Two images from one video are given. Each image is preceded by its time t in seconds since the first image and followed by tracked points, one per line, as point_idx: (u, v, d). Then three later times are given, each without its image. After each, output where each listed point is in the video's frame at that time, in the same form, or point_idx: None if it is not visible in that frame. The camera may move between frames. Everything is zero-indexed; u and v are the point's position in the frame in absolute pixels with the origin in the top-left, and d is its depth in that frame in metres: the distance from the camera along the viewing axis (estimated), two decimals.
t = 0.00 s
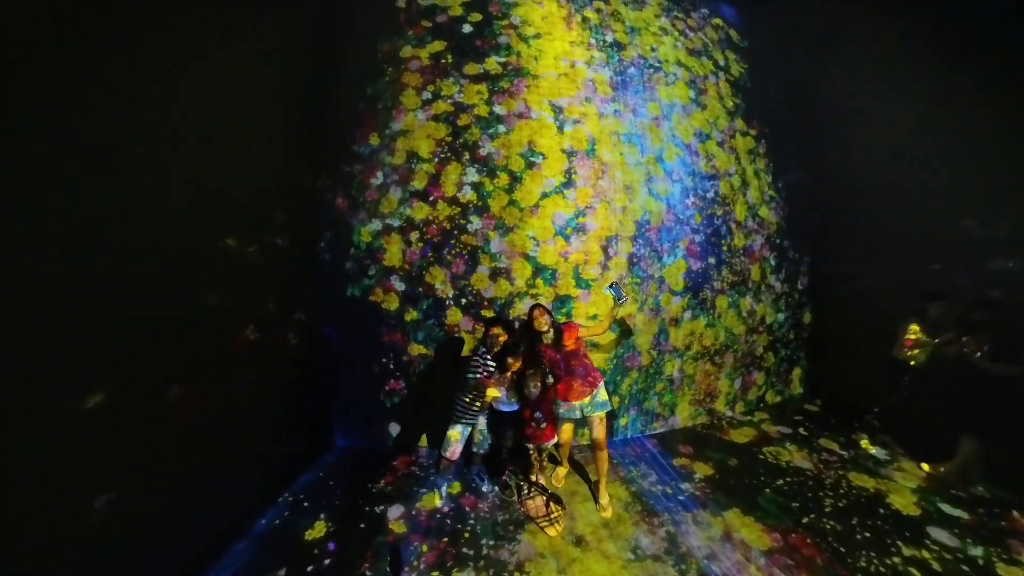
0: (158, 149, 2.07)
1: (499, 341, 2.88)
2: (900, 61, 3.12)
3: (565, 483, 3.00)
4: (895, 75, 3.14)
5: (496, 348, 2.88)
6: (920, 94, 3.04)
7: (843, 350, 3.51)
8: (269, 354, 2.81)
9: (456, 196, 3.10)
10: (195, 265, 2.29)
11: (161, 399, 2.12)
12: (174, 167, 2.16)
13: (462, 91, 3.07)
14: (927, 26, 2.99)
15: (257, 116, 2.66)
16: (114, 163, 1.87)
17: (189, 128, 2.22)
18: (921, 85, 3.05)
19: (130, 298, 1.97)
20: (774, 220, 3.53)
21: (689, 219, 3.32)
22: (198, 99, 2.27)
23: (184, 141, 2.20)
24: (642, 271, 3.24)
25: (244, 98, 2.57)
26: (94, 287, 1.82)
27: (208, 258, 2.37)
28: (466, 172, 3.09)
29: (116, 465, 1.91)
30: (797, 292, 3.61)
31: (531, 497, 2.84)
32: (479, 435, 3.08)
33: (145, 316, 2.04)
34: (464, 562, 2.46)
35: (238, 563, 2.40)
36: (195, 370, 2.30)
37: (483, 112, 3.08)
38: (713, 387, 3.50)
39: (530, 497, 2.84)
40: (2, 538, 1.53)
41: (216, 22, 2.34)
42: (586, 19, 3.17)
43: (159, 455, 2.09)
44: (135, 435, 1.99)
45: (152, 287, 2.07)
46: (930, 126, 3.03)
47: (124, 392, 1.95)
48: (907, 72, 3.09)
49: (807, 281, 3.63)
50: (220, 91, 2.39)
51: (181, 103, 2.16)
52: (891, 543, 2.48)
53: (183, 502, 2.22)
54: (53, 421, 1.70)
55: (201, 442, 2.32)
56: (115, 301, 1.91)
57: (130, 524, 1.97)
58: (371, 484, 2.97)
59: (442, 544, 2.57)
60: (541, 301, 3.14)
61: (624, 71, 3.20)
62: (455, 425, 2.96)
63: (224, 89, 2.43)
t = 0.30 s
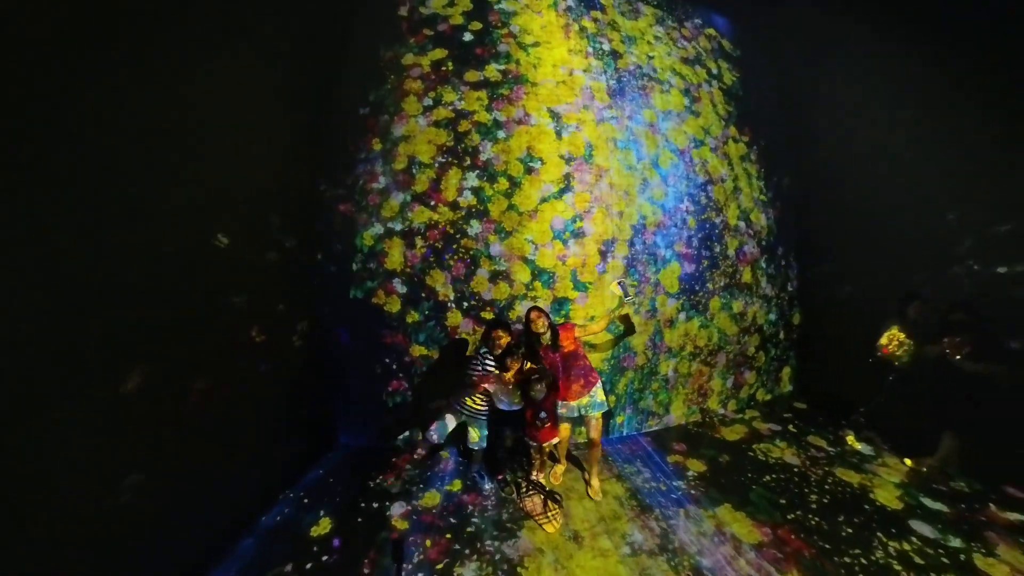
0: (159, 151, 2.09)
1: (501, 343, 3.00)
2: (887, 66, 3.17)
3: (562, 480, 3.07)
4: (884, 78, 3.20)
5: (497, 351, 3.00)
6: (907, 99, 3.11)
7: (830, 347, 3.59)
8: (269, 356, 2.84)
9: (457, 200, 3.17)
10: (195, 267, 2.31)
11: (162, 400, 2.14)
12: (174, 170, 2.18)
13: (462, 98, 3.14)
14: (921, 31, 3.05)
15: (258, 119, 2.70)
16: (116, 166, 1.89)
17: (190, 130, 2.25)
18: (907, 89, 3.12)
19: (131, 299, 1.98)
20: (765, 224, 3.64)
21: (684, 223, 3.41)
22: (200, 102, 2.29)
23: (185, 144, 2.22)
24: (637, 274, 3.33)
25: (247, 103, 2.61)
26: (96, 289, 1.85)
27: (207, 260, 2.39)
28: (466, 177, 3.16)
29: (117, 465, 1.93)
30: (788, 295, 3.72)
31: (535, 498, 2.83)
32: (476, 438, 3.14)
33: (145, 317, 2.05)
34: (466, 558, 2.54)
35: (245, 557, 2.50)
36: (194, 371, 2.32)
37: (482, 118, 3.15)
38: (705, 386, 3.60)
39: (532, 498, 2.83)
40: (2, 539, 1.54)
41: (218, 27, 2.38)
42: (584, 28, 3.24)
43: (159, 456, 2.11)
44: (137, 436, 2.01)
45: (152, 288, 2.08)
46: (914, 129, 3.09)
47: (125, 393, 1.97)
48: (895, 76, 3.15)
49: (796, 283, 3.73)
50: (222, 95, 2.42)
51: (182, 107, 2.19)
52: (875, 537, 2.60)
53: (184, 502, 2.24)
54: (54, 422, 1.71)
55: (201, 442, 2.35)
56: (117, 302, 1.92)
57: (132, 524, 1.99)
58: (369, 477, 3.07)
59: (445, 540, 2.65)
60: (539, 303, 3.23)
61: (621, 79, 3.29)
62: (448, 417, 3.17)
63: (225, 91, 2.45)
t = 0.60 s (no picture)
0: (156, 152, 2.12)
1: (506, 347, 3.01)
2: (869, 70, 3.26)
3: (563, 479, 3.15)
4: (866, 83, 3.29)
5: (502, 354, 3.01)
6: (885, 103, 3.20)
7: (819, 346, 3.76)
8: (270, 357, 2.89)
9: (457, 204, 3.23)
10: (193, 268, 2.34)
11: (162, 400, 2.17)
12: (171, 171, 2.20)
13: (462, 103, 3.20)
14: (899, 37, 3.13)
15: (258, 122, 2.74)
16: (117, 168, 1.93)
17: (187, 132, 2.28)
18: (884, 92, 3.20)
19: (129, 299, 2.01)
20: (757, 227, 3.78)
21: (680, 226, 3.51)
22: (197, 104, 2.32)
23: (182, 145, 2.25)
24: (634, 275, 3.42)
25: (246, 106, 2.64)
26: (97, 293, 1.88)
27: (207, 261, 2.42)
28: (466, 180, 3.22)
29: (117, 464, 1.96)
30: (778, 294, 3.88)
31: (531, 497, 2.95)
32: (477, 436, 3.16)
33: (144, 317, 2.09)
34: (467, 553, 2.59)
35: (249, 557, 2.56)
36: (195, 371, 2.35)
37: (483, 123, 3.21)
38: (699, 384, 3.70)
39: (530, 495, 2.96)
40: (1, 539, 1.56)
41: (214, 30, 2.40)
42: (582, 36, 3.34)
43: (158, 455, 2.14)
44: (138, 433, 2.04)
45: (150, 288, 2.12)
46: (892, 132, 3.17)
47: (125, 393, 2.00)
48: (875, 79, 3.23)
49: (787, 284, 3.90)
50: (220, 98, 2.45)
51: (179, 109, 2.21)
52: (861, 529, 2.69)
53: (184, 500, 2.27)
54: (53, 423, 1.73)
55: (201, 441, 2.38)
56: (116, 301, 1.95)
57: (133, 523, 2.01)
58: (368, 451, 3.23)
59: (446, 536, 2.70)
60: (539, 304, 3.30)
61: (618, 86, 3.38)
62: (444, 411, 3.21)
63: (224, 95, 2.49)
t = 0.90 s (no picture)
0: (154, 152, 2.13)
1: (507, 353, 3.03)
2: (863, 76, 3.34)
3: (563, 480, 3.22)
4: (860, 89, 3.37)
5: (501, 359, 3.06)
6: (876, 108, 3.29)
7: (812, 349, 3.86)
8: (274, 358, 2.94)
9: (458, 207, 3.28)
10: (191, 268, 2.36)
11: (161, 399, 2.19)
12: (169, 172, 2.22)
13: (464, 108, 3.24)
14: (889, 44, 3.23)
15: (262, 126, 2.78)
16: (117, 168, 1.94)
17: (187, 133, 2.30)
18: (876, 98, 3.29)
19: (127, 298, 2.02)
20: (750, 231, 3.86)
21: (677, 229, 3.58)
22: (196, 104, 2.34)
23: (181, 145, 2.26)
24: (632, 278, 3.49)
25: (246, 110, 2.66)
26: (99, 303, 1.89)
27: (205, 263, 2.44)
28: (467, 184, 3.27)
29: (117, 461, 1.97)
30: (769, 296, 3.98)
31: (530, 497, 3.04)
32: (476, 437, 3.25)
33: (143, 317, 2.10)
34: (470, 552, 2.66)
35: (255, 558, 2.61)
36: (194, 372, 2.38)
37: (484, 127, 3.26)
38: (695, 385, 3.79)
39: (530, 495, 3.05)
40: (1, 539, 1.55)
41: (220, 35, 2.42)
42: (581, 44, 3.40)
43: (157, 454, 2.16)
44: (137, 433, 2.06)
45: (150, 288, 2.13)
46: (881, 138, 3.28)
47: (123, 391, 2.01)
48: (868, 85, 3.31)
49: (778, 287, 3.99)
50: (223, 102, 2.47)
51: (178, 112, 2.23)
52: (848, 525, 2.79)
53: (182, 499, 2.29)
54: (54, 421, 1.74)
55: (199, 441, 2.40)
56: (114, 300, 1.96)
57: (129, 521, 2.02)
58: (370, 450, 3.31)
59: (449, 537, 2.75)
60: (538, 308, 3.36)
61: (617, 93, 3.46)
62: (443, 413, 3.26)
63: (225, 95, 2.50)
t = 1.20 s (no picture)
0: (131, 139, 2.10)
1: (502, 355, 3.16)
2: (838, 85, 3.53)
3: (560, 479, 3.24)
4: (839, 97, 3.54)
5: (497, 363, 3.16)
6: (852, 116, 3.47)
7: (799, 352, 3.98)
8: (274, 360, 2.95)
9: (455, 210, 3.35)
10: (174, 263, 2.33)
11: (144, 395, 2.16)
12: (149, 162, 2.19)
13: (461, 112, 3.35)
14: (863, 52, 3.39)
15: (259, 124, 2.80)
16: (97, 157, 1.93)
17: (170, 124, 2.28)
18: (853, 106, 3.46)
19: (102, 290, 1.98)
20: (739, 235, 3.90)
21: (671, 233, 3.66)
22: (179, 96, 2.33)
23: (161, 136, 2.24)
24: (627, 281, 3.55)
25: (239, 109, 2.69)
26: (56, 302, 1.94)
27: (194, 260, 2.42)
28: (464, 188, 3.35)
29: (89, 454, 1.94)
30: (756, 296, 3.97)
31: (529, 498, 3.04)
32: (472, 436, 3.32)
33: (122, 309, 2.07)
34: (468, 553, 2.74)
35: (257, 562, 2.64)
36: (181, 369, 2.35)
37: (481, 131, 3.36)
38: (687, 385, 3.87)
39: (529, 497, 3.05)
40: None
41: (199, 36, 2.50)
42: (578, 50, 3.49)
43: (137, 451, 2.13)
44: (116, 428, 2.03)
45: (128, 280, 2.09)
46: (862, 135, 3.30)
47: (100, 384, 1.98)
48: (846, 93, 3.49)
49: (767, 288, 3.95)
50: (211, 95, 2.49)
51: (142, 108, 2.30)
52: (831, 521, 2.93)
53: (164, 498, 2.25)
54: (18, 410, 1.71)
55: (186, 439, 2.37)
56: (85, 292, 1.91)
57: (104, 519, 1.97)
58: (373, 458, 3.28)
59: (449, 539, 2.82)
60: (536, 310, 3.42)
61: (614, 99, 3.55)
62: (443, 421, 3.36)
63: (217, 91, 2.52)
